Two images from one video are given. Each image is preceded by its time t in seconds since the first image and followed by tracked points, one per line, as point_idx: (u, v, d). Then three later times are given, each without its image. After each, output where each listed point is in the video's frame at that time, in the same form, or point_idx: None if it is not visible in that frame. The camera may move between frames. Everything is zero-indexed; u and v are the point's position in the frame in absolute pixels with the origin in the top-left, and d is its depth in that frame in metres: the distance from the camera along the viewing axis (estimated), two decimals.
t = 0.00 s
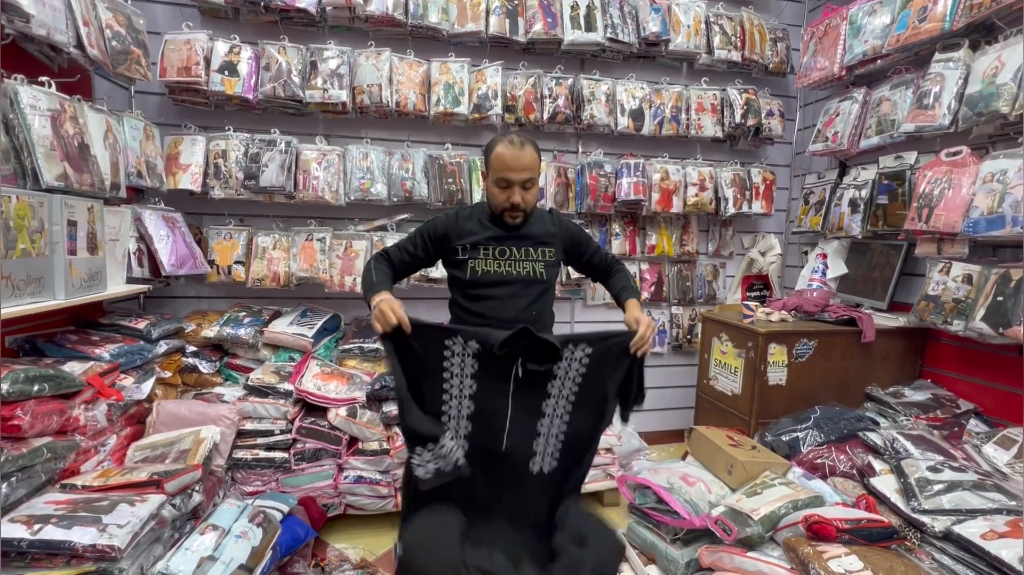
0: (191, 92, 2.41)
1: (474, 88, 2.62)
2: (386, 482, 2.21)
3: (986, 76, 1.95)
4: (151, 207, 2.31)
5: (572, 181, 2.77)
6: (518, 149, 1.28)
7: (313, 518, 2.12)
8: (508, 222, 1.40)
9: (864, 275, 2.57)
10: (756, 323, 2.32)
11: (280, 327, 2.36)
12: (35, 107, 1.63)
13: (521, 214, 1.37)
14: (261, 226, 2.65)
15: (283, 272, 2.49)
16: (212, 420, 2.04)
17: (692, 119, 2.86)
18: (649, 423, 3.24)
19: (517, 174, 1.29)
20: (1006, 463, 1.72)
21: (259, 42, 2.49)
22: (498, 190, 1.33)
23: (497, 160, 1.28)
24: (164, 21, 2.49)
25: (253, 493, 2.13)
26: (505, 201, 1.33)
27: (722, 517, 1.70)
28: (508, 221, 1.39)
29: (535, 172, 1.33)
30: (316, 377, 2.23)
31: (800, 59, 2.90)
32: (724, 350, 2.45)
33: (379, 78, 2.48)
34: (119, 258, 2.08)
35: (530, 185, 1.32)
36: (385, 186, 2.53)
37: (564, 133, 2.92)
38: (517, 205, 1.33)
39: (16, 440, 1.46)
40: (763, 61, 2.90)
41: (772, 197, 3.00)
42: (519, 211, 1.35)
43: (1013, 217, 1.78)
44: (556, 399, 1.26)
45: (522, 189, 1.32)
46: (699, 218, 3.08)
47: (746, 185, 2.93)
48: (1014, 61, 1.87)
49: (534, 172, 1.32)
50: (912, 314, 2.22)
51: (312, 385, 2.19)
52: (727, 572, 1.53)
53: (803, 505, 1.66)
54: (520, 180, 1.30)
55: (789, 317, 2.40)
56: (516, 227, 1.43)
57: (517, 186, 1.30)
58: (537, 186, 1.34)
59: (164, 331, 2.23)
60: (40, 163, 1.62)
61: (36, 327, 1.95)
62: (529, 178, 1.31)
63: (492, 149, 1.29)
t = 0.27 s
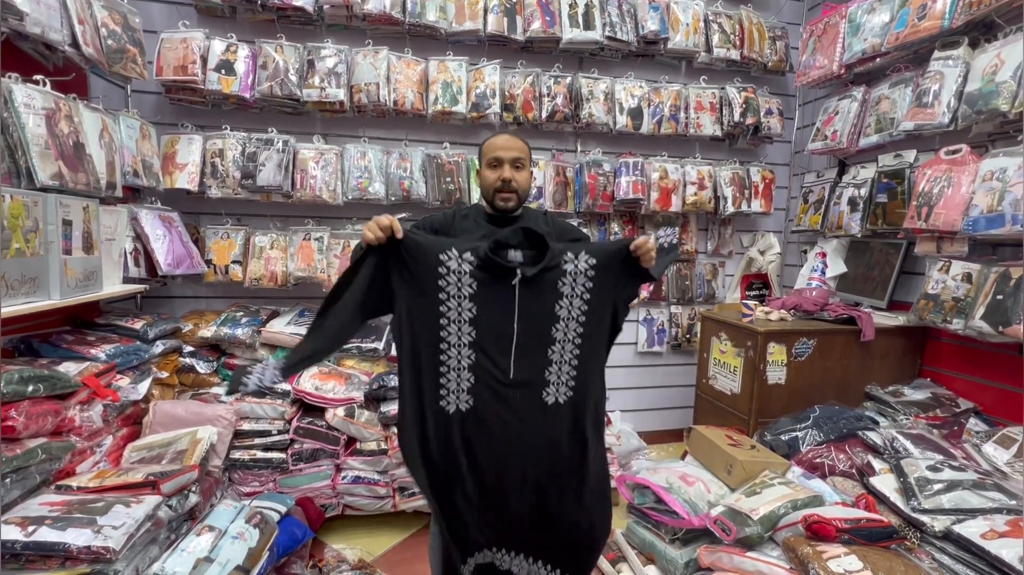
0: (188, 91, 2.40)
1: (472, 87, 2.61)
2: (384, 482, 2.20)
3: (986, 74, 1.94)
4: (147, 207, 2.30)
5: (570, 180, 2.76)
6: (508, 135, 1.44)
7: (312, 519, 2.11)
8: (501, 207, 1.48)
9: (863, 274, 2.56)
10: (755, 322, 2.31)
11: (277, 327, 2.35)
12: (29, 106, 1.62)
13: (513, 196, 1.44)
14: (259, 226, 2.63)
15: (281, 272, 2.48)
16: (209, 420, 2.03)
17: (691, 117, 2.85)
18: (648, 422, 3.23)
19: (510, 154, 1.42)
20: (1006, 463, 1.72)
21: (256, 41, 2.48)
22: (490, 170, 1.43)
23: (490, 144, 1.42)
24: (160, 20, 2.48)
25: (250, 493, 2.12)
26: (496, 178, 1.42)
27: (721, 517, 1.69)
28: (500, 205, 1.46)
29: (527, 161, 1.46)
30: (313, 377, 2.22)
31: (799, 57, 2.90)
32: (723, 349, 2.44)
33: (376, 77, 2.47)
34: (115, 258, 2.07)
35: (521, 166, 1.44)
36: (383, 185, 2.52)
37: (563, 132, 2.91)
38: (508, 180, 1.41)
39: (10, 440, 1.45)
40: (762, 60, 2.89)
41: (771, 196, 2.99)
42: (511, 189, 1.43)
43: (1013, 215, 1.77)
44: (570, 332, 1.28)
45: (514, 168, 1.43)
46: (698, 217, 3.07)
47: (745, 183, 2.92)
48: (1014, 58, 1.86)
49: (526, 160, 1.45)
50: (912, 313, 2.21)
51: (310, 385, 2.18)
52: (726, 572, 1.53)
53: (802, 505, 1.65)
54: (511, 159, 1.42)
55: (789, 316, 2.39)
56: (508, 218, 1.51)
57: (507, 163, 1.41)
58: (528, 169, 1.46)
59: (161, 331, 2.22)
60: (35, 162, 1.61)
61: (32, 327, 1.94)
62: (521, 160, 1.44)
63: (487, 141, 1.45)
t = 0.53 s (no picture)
0: (188, 93, 2.40)
1: (471, 89, 2.61)
2: (383, 484, 2.20)
3: (985, 75, 1.94)
4: (147, 209, 2.31)
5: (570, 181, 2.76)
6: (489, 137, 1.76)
7: (311, 520, 2.10)
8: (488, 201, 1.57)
9: (863, 275, 2.56)
10: (755, 323, 2.31)
11: (277, 329, 2.35)
12: (29, 109, 1.63)
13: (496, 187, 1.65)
14: (259, 228, 2.64)
15: (281, 273, 2.48)
16: (209, 422, 2.04)
17: (691, 119, 2.85)
18: (648, 423, 3.24)
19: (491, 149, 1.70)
20: (1006, 464, 1.71)
21: (256, 43, 2.48)
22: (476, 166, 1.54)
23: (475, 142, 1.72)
24: (160, 22, 2.48)
25: (250, 495, 2.12)
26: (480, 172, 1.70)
27: (721, 518, 1.69)
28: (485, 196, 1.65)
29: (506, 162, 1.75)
30: (313, 379, 2.22)
31: (799, 58, 2.90)
32: (723, 350, 2.44)
33: (376, 79, 2.48)
34: (116, 260, 2.07)
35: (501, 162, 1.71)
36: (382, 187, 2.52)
37: (562, 134, 2.92)
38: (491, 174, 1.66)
39: (11, 443, 1.45)
40: (761, 61, 2.89)
41: (771, 197, 2.99)
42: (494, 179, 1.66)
43: (1012, 216, 1.77)
44: (554, 261, 1.30)
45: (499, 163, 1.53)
46: (697, 218, 3.07)
47: (744, 184, 2.92)
48: (1013, 59, 1.86)
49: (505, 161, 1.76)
50: (911, 314, 2.21)
51: (310, 387, 2.18)
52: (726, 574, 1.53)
53: (802, 506, 1.66)
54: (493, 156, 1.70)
55: (788, 318, 2.39)
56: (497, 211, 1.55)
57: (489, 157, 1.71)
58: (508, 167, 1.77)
59: (161, 333, 2.22)
60: (35, 165, 1.61)
61: (32, 329, 1.95)
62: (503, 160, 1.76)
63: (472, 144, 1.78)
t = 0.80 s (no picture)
0: (191, 95, 2.41)
1: (473, 90, 2.62)
2: (386, 483, 2.21)
3: (986, 76, 1.95)
4: (151, 210, 2.32)
5: (571, 182, 2.77)
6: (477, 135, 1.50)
7: (314, 520, 2.11)
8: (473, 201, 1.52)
9: (864, 275, 2.56)
10: (756, 324, 2.32)
11: (279, 329, 2.36)
12: (34, 112, 1.64)
13: (485, 188, 1.49)
14: (261, 229, 2.65)
15: (283, 274, 2.49)
16: (213, 423, 2.05)
17: (691, 120, 2.86)
18: (650, 423, 3.24)
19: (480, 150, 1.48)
20: (1007, 464, 1.72)
21: (259, 45, 2.50)
22: (461, 167, 1.50)
23: (463, 145, 1.49)
24: (163, 25, 2.50)
25: (253, 495, 2.13)
26: (468, 175, 1.50)
27: (722, 518, 1.69)
28: (474, 198, 1.51)
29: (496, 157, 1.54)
30: (316, 380, 2.23)
31: (799, 59, 2.90)
32: (724, 351, 2.45)
33: (378, 80, 2.49)
34: (120, 261, 2.08)
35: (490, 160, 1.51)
36: (384, 188, 2.53)
37: (564, 134, 2.92)
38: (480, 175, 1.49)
39: (17, 443, 1.46)
40: (762, 62, 2.90)
41: (772, 198, 2.99)
42: (483, 182, 1.49)
43: (1012, 217, 1.78)
44: (542, 284, 1.39)
45: (486, 165, 1.50)
46: (698, 219, 3.08)
47: (745, 185, 2.92)
48: (1013, 60, 1.87)
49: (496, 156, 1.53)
50: (913, 314, 2.21)
51: (313, 388, 2.20)
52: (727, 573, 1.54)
53: (803, 506, 1.66)
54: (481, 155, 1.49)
55: (789, 318, 2.40)
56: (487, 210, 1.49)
57: (478, 160, 1.49)
58: (499, 167, 1.54)
59: (165, 334, 2.23)
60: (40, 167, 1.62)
61: (38, 330, 1.96)
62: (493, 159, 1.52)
63: (459, 142, 1.53)
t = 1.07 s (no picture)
0: (196, 96, 2.43)
1: (476, 91, 2.63)
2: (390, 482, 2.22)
3: (990, 75, 1.95)
4: (157, 210, 2.34)
5: (575, 182, 2.78)
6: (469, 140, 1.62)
7: (319, 519, 2.13)
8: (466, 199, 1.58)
9: (867, 275, 2.56)
10: (759, 323, 2.32)
11: (284, 329, 2.38)
12: (43, 113, 1.65)
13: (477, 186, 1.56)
14: (266, 229, 2.66)
15: (287, 274, 2.50)
16: (218, 421, 2.06)
17: (694, 120, 2.86)
18: (653, 423, 3.24)
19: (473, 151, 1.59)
20: (1011, 463, 1.72)
21: (263, 46, 2.51)
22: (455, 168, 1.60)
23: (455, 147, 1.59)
24: (169, 26, 2.51)
25: (259, 493, 2.15)
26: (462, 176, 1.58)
27: (725, 517, 1.70)
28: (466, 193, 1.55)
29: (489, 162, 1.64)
30: (321, 379, 2.25)
31: (802, 59, 2.90)
32: (727, 350, 2.45)
33: (382, 81, 2.50)
34: (127, 261, 2.10)
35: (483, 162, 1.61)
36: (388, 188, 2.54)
37: (567, 135, 2.93)
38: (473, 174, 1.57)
39: (26, 441, 1.48)
40: (765, 62, 2.90)
41: (775, 197, 3.00)
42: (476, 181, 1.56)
43: (1016, 216, 1.78)
44: (539, 273, 1.33)
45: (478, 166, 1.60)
46: (701, 219, 3.09)
47: (749, 185, 2.92)
48: (1017, 60, 1.87)
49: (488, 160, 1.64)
50: (916, 314, 2.21)
51: (317, 387, 2.21)
52: (730, 572, 1.56)
53: (806, 505, 1.66)
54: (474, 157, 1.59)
55: (792, 318, 2.40)
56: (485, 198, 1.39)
57: (471, 161, 1.58)
58: (491, 170, 1.63)
59: (171, 333, 2.25)
60: (48, 168, 1.64)
61: (45, 330, 1.98)
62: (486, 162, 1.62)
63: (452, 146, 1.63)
